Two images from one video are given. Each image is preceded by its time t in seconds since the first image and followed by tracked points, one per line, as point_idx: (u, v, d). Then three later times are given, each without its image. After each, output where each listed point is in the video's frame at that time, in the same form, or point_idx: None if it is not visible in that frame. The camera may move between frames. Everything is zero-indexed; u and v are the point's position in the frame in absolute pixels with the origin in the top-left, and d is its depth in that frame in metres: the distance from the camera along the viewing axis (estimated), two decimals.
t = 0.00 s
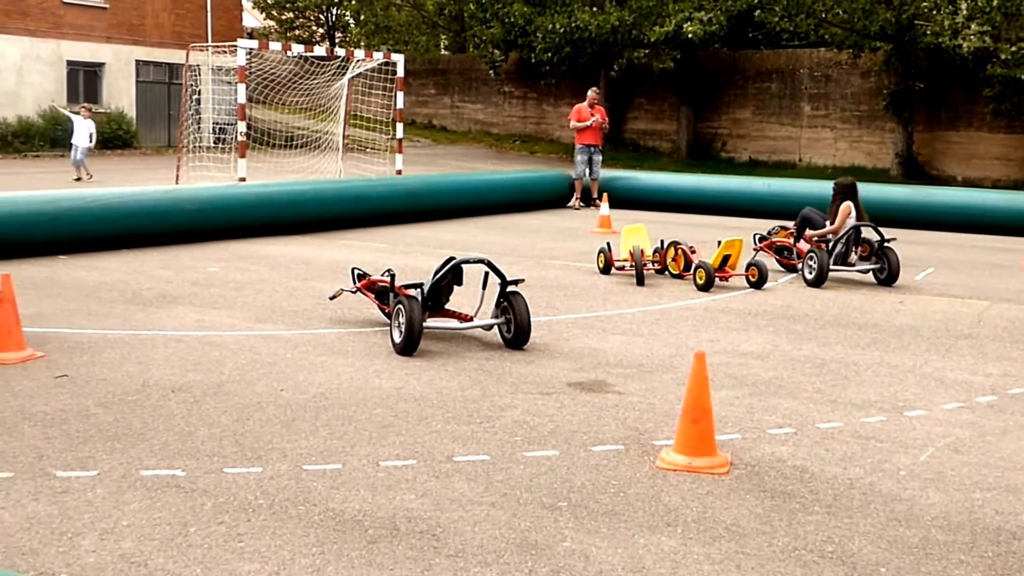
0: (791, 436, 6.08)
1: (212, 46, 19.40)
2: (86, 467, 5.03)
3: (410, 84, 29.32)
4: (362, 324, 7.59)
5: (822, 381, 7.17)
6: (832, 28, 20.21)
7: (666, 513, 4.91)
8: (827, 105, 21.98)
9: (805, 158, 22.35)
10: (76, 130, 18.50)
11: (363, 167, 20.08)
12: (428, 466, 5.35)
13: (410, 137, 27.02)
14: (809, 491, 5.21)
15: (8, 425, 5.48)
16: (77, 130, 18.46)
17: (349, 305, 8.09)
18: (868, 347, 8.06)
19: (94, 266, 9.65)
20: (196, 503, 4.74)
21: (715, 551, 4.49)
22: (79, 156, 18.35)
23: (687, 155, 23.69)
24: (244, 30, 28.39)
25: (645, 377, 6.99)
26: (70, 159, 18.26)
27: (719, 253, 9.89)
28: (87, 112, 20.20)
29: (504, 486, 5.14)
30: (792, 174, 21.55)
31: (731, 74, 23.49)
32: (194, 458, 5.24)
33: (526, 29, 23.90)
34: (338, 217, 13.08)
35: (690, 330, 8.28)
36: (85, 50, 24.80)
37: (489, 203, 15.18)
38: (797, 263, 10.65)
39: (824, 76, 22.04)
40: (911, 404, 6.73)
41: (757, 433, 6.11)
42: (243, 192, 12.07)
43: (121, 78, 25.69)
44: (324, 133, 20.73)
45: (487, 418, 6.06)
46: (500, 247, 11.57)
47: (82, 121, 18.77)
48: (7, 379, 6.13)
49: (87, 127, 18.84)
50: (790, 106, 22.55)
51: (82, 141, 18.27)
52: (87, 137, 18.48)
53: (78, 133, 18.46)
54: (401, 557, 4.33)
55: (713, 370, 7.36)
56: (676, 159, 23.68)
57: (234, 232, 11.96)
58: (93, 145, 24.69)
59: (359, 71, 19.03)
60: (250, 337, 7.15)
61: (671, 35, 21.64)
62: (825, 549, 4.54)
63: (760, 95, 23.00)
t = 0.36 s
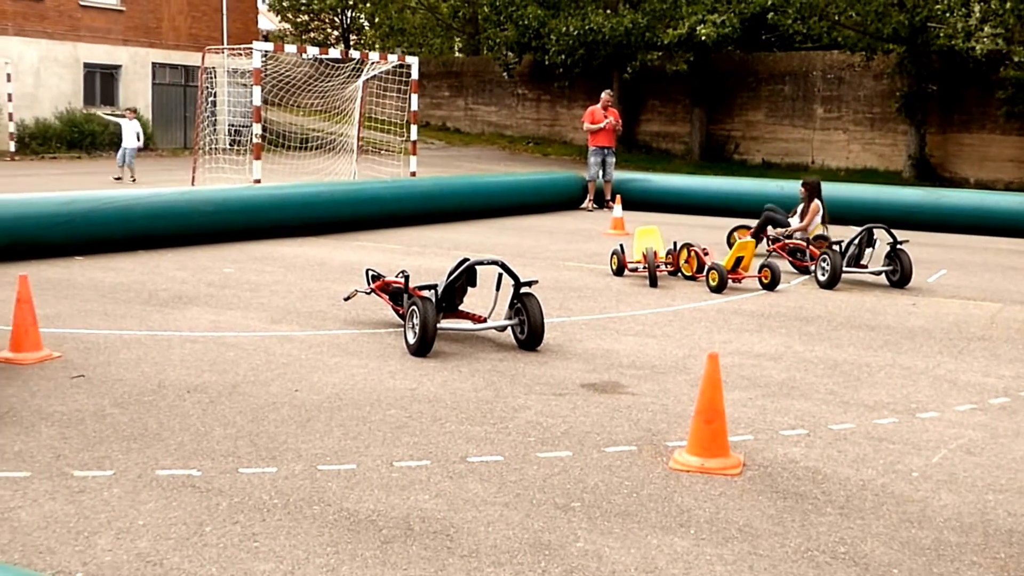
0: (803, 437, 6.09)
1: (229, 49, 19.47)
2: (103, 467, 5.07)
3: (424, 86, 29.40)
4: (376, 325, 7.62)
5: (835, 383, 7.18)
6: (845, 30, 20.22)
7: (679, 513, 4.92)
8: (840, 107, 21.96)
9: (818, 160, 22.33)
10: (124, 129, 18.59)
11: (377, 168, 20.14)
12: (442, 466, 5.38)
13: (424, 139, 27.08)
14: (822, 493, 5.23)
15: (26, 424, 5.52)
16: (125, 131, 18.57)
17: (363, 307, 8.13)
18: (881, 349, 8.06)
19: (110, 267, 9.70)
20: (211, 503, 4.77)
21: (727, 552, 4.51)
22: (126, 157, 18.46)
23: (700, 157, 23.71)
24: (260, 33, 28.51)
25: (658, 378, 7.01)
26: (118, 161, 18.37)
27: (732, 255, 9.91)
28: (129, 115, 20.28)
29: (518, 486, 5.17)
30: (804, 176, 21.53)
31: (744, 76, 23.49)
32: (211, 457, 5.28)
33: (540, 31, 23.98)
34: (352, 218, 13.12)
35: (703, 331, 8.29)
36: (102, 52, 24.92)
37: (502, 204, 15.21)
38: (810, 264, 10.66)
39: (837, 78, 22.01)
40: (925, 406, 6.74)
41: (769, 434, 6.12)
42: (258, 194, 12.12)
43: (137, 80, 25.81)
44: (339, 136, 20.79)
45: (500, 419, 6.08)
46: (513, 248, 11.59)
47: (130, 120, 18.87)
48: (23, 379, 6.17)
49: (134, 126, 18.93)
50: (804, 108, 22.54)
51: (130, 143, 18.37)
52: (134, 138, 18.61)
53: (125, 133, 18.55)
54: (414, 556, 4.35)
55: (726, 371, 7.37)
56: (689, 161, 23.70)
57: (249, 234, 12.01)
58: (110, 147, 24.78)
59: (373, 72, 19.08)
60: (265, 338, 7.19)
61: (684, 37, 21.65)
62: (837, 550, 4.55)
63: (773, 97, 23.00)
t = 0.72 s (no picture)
0: (811, 439, 6.11)
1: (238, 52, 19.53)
2: (112, 467, 5.10)
3: (433, 89, 29.45)
4: (385, 326, 7.65)
5: (842, 385, 7.19)
6: (853, 32, 20.14)
7: (686, 515, 4.94)
8: (847, 109, 21.97)
9: (826, 163, 22.34)
10: (161, 133, 18.69)
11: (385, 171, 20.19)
12: (449, 467, 5.40)
13: (432, 141, 27.12)
14: (829, 494, 5.24)
15: (37, 425, 5.55)
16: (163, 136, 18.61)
17: (371, 308, 8.16)
18: (888, 351, 8.07)
19: (119, 268, 9.73)
20: (221, 503, 4.79)
21: (735, 553, 4.53)
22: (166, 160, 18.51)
23: (707, 159, 23.73)
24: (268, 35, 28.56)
25: (665, 380, 7.02)
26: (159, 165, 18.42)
27: (739, 257, 9.93)
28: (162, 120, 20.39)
29: (525, 487, 5.19)
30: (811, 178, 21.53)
31: (751, 78, 23.51)
32: (221, 457, 5.31)
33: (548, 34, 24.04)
34: (361, 220, 13.16)
35: (711, 333, 8.31)
36: (113, 55, 25.00)
37: (510, 206, 15.23)
38: (817, 267, 10.71)
39: (845, 80, 22.01)
40: (932, 408, 6.75)
41: (777, 436, 6.14)
42: (268, 195, 12.16)
43: (147, 83, 25.88)
44: (347, 138, 20.85)
45: (507, 420, 6.10)
46: (521, 250, 11.62)
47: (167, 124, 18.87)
48: (32, 379, 6.20)
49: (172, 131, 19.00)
50: (811, 111, 22.55)
51: (169, 146, 18.37)
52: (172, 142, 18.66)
53: (163, 138, 18.58)
54: (422, 556, 4.38)
55: (733, 373, 7.39)
56: (696, 163, 23.72)
57: (258, 236, 12.05)
58: (121, 149, 24.52)
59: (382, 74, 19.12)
60: (274, 339, 7.23)
61: (692, 40, 21.66)
62: (845, 552, 4.57)
63: (780, 100, 23.02)
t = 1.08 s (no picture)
0: (812, 440, 6.13)
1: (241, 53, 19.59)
2: (116, 467, 5.13)
3: (433, 91, 29.53)
4: (387, 327, 7.68)
5: (843, 387, 7.21)
6: (854, 34, 20.14)
7: (686, 516, 4.97)
8: (848, 111, 22.00)
9: (826, 165, 22.37)
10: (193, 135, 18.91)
11: (387, 172, 20.23)
12: (450, 468, 5.43)
13: (433, 143, 27.16)
14: (830, 496, 5.26)
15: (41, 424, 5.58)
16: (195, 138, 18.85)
17: (373, 309, 8.19)
18: (889, 353, 8.09)
19: (121, 269, 9.76)
20: (223, 503, 4.82)
21: (736, 554, 4.55)
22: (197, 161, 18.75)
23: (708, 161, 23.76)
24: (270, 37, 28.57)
25: (666, 381, 7.04)
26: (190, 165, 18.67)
27: (739, 259, 9.95)
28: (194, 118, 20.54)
29: (526, 488, 5.22)
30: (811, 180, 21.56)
31: (752, 80, 23.53)
32: (224, 457, 5.34)
33: (549, 36, 24.05)
34: (363, 222, 13.20)
35: (712, 335, 8.33)
36: (117, 56, 25.05)
37: (512, 207, 15.27)
38: (817, 269, 10.71)
39: (846, 82, 22.03)
40: (932, 410, 6.77)
41: (778, 438, 6.16)
42: (271, 197, 12.20)
43: (150, 85, 25.91)
44: (349, 139, 20.89)
45: (508, 421, 6.13)
46: (522, 251, 11.64)
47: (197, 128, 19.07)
48: (36, 379, 6.23)
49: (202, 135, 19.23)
50: (811, 113, 22.59)
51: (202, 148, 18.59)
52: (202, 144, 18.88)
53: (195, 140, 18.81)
54: (423, 557, 4.40)
55: (734, 375, 7.42)
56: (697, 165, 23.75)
57: (260, 237, 12.08)
58: (123, 151, 24.66)
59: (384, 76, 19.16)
60: (276, 340, 7.26)
61: (693, 42, 21.70)
62: (845, 553, 4.59)
63: (781, 102, 23.05)
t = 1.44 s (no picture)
0: (807, 442, 6.16)
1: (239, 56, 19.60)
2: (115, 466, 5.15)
3: (431, 93, 29.63)
4: (383, 328, 7.71)
5: (838, 388, 7.24)
6: (849, 36, 20.17)
7: (682, 517, 5.00)
8: (844, 113, 22.04)
9: (822, 166, 22.42)
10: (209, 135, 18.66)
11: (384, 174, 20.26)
12: (448, 468, 5.45)
13: (431, 145, 27.21)
14: (825, 497, 5.30)
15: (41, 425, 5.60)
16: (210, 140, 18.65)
17: (370, 310, 8.22)
18: (884, 355, 8.13)
19: (119, 270, 9.79)
20: (222, 503, 4.85)
21: (733, 555, 4.58)
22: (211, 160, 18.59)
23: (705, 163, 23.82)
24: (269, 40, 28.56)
25: (662, 382, 7.08)
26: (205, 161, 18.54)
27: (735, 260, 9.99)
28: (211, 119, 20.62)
29: (522, 488, 5.25)
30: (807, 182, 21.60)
31: (749, 83, 23.58)
32: (222, 457, 5.37)
33: (546, 39, 24.01)
34: (360, 223, 13.23)
35: (708, 336, 8.37)
36: (116, 59, 25.11)
37: (509, 208, 15.30)
38: (813, 271, 10.75)
39: (842, 85, 22.08)
40: (928, 412, 6.80)
41: (773, 439, 6.20)
42: (268, 199, 12.22)
43: (149, 86, 25.91)
44: (347, 141, 20.93)
45: (505, 422, 6.16)
46: (519, 253, 11.68)
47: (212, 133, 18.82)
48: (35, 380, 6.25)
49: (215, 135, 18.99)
50: (807, 114, 22.64)
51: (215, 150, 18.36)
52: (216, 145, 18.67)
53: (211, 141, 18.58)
54: (422, 557, 4.43)
55: (729, 376, 7.45)
56: (693, 167, 23.81)
57: (258, 238, 12.11)
58: (122, 152, 24.62)
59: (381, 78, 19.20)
60: (274, 340, 7.28)
61: (690, 44, 21.74)
62: (841, 554, 4.62)
63: (777, 104, 23.11)
